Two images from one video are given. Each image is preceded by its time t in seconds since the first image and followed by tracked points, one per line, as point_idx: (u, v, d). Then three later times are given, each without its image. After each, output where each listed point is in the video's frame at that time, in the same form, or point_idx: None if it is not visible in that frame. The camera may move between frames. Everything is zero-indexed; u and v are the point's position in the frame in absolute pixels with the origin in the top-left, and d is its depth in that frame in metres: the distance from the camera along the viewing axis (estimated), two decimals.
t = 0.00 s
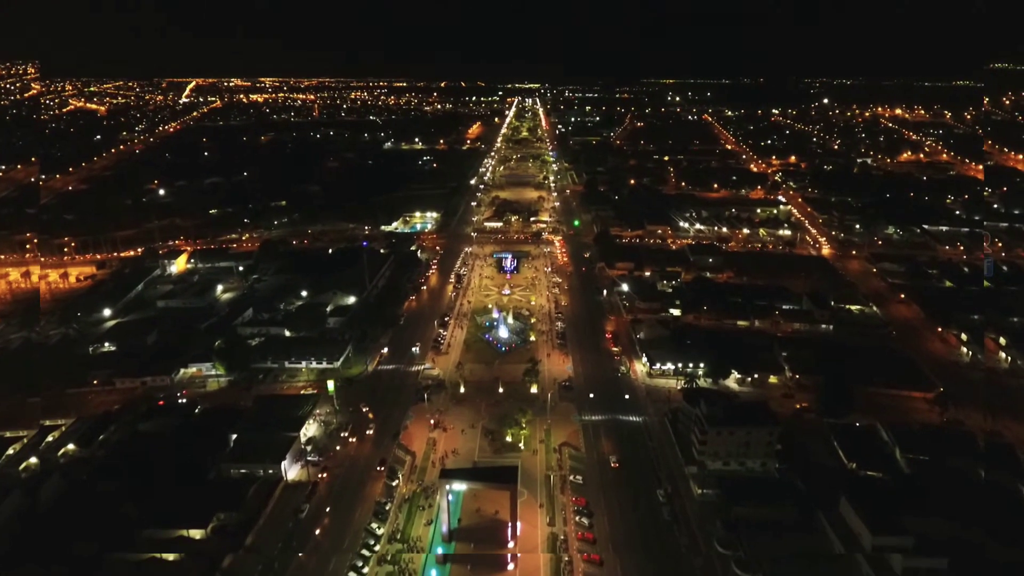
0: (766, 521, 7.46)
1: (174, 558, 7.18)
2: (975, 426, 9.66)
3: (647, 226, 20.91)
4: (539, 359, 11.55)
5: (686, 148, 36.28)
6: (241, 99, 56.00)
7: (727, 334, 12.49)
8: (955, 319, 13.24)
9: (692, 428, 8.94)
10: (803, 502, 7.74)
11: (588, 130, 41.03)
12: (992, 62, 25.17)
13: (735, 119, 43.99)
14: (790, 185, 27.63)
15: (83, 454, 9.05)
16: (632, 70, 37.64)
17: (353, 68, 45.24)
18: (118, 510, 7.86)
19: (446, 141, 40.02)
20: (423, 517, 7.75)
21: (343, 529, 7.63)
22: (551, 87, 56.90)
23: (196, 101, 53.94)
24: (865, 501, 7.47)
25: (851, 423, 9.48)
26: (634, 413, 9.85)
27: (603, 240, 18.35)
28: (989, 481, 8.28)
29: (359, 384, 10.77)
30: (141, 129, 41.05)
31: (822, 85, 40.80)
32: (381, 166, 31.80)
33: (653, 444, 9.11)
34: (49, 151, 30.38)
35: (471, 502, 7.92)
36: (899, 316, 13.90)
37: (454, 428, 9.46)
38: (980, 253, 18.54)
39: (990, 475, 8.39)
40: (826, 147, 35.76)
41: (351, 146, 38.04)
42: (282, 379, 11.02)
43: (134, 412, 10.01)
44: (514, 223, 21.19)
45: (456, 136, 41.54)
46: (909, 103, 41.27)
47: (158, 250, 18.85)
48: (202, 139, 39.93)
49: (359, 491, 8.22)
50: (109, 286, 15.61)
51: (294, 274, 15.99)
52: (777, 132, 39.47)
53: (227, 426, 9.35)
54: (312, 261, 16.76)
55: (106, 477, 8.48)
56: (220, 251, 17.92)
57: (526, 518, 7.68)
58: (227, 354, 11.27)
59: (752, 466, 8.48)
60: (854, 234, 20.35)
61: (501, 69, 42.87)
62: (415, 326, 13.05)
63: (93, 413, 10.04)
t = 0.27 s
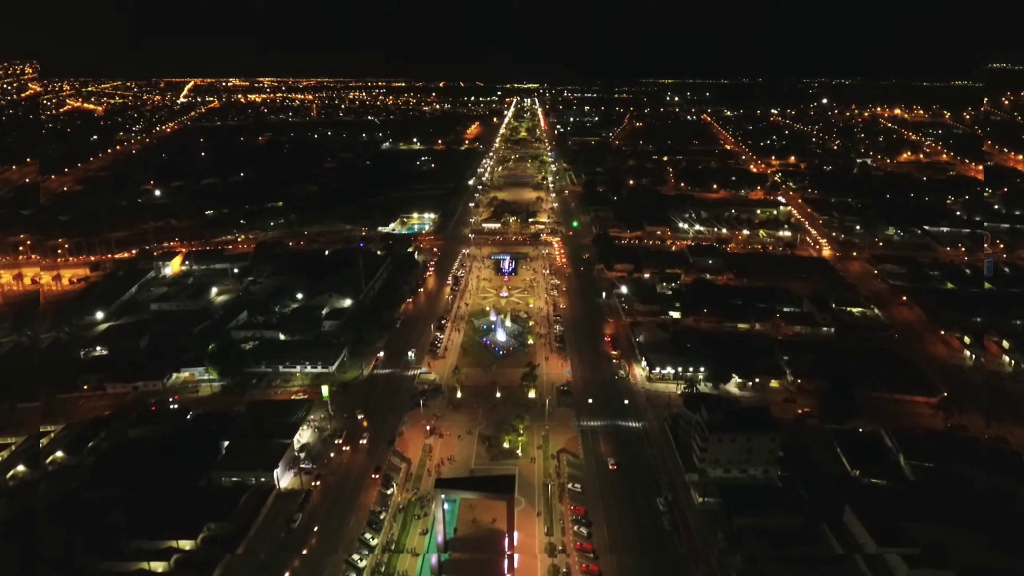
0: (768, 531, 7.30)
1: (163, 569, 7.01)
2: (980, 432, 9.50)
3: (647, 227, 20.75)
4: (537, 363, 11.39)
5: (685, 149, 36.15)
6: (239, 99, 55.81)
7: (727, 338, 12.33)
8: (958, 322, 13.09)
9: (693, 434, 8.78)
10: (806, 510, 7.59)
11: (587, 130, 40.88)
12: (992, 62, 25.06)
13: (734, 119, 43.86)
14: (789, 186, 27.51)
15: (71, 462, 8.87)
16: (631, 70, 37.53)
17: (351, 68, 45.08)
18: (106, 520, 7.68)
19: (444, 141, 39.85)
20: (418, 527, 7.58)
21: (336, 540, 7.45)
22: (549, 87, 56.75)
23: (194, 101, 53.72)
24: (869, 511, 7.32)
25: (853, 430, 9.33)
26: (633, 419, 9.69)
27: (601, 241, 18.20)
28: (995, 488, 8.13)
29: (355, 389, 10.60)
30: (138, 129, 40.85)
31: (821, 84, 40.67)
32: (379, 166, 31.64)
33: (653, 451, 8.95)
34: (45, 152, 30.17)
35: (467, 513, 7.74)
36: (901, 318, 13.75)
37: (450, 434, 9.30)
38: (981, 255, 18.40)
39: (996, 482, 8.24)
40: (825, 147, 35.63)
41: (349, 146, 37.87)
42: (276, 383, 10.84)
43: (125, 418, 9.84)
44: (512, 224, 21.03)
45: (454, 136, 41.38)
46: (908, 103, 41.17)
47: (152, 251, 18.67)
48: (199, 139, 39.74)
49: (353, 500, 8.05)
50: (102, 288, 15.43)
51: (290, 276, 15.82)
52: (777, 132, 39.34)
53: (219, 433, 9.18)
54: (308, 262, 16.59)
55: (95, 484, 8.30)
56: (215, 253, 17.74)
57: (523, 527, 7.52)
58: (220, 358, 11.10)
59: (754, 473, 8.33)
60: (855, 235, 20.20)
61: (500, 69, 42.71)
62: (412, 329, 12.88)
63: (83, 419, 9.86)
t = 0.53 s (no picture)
0: (771, 542, 7.15)
1: None
2: (986, 438, 9.34)
3: (646, 228, 20.61)
4: (536, 367, 11.23)
5: (685, 149, 36.01)
6: (238, 99, 55.64)
7: (728, 341, 12.17)
8: (961, 325, 12.94)
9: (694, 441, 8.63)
10: (811, 520, 7.42)
11: (587, 130, 40.72)
12: (991, 63, 24.96)
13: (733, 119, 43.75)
14: (790, 187, 27.37)
15: (61, 469, 8.73)
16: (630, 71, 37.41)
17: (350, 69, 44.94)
18: (94, 530, 7.50)
19: (443, 141, 39.70)
20: (414, 537, 7.42)
21: (329, 550, 7.30)
22: (549, 87, 56.62)
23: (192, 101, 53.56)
24: (874, 521, 7.17)
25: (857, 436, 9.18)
26: (634, 425, 9.54)
27: (601, 243, 18.05)
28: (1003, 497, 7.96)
29: (351, 394, 10.44)
30: (135, 129, 40.66)
31: (820, 85, 40.56)
32: (377, 167, 31.48)
33: (653, 458, 8.80)
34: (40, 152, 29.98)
35: (464, 522, 7.57)
36: (903, 321, 13.61)
37: (447, 440, 9.14)
38: (983, 256, 18.26)
39: (1003, 491, 8.07)
40: (825, 148, 35.52)
41: (347, 147, 37.70)
42: (270, 388, 10.68)
43: (116, 424, 9.68)
44: (511, 225, 20.88)
45: (453, 136, 41.23)
46: (907, 103, 41.05)
47: (148, 253, 18.49)
48: (197, 139, 39.56)
49: (347, 509, 7.90)
50: (96, 289, 15.26)
51: (286, 278, 15.66)
52: (777, 133, 39.20)
53: (211, 441, 9.01)
54: (304, 264, 16.43)
55: (84, 492, 8.15)
56: (211, 254, 17.57)
57: (521, 537, 7.36)
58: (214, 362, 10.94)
59: (756, 481, 8.18)
60: (856, 237, 20.05)
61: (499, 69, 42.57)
62: (409, 332, 12.73)
63: (74, 426, 9.70)
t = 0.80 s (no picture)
0: (774, 553, 6.98)
1: None
2: (992, 444, 9.18)
3: (646, 229, 20.44)
4: (534, 372, 11.06)
5: (685, 149, 35.86)
6: (236, 99, 55.44)
7: (729, 345, 12.01)
8: (965, 328, 12.77)
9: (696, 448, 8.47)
10: (815, 530, 7.26)
11: (586, 130, 40.56)
12: (992, 63, 24.82)
13: (733, 119, 43.57)
14: (790, 187, 27.21)
15: (49, 477, 8.56)
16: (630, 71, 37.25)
17: (348, 69, 44.78)
18: (82, 541, 7.34)
19: (442, 141, 39.52)
20: (409, 548, 7.26)
21: (322, 561, 7.13)
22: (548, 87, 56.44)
23: (191, 101, 53.37)
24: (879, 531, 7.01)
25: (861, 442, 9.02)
26: (633, 431, 9.37)
27: (600, 245, 17.88)
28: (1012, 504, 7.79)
29: (346, 399, 10.28)
30: (133, 129, 40.47)
31: (820, 84, 40.39)
32: (376, 167, 31.32)
33: (654, 465, 8.64)
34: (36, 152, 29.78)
35: (460, 533, 7.40)
36: (906, 324, 13.45)
37: (443, 447, 8.98)
38: (986, 257, 18.11)
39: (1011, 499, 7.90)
40: (825, 148, 35.36)
41: (346, 147, 37.52)
42: (264, 393, 10.50)
43: (106, 431, 9.51)
44: (510, 226, 20.72)
45: (452, 136, 41.07)
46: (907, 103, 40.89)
47: (143, 255, 18.32)
48: (195, 140, 39.37)
49: (341, 518, 7.73)
50: (89, 292, 15.09)
51: (282, 280, 15.50)
52: (777, 133, 39.06)
53: (203, 448, 8.86)
54: (301, 266, 16.27)
55: (73, 502, 7.98)
56: (206, 256, 17.40)
57: (518, 548, 7.19)
58: (207, 367, 10.77)
59: (758, 489, 8.01)
60: (857, 238, 19.89)
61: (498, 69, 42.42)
62: (406, 336, 12.55)
63: (63, 432, 9.54)
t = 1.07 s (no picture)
0: (778, 564, 6.83)
1: None
2: (998, 450, 9.03)
3: (646, 230, 20.28)
4: (533, 376, 10.91)
5: (685, 150, 35.75)
6: (235, 99, 55.31)
7: (730, 348, 11.85)
8: (969, 331, 12.62)
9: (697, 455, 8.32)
10: (819, 539, 7.10)
11: (586, 130, 40.45)
12: (992, 63, 24.71)
13: (733, 119, 43.44)
14: (791, 188, 27.08)
15: (37, 485, 8.40)
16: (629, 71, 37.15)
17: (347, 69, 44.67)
18: (69, 552, 7.18)
19: (441, 142, 39.35)
20: (404, 559, 7.10)
21: (315, 572, 6.97)
22: (548, 87, 56.29)
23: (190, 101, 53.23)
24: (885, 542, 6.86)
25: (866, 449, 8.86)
26: (633, 437, 9.22)
27: (599, 246, 17.73)
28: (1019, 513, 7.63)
29: (342, 404, 10.12)
30: (131, 130, 40.29)
31: (820, 84, 40.25)
32: (375, 168, 31.19)
33: (654, 472, 8.49)
34: (33, 153, 29.65)
35: (456, 544, 7.24)
36: (910, 327, 13.29)
37: (440, 454, 8.82)
38: (988, 259, 17.96)
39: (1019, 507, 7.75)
40: (825, 148, 35.22)
41: (344, 147, 37.39)
42: (259, 399, 10.34)
43: (97, 437, 9.35)
44: (509, 227, 20.56)
45: (452, 136, 40.95)
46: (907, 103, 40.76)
47: (138, 256, 18.17)
48: (193, 140, 39.21)
49: (334, 528, 7.57)
50: (83, 294, 14.94)
51: (278, 282, 15.34)
52: (777, 133, 38.95)
53: (195, 455, 8.69)
54: (297, 268, 16.11)
55: (61, 512, 7.82)
56: (202, 258, 17.25)
57: (516, 559, 7.04)
58: (200, 372, 10.60)
59: (761, 498, 7.87)
60: (858, 239, 19.75)
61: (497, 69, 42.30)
62: (403, 339, 12.39)
63: (54, 439, 9.38)
